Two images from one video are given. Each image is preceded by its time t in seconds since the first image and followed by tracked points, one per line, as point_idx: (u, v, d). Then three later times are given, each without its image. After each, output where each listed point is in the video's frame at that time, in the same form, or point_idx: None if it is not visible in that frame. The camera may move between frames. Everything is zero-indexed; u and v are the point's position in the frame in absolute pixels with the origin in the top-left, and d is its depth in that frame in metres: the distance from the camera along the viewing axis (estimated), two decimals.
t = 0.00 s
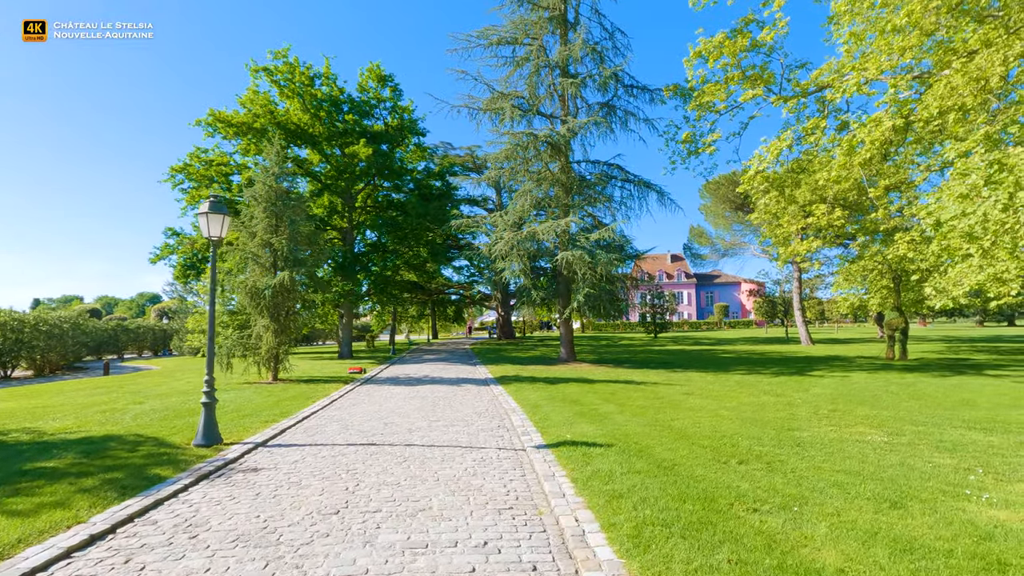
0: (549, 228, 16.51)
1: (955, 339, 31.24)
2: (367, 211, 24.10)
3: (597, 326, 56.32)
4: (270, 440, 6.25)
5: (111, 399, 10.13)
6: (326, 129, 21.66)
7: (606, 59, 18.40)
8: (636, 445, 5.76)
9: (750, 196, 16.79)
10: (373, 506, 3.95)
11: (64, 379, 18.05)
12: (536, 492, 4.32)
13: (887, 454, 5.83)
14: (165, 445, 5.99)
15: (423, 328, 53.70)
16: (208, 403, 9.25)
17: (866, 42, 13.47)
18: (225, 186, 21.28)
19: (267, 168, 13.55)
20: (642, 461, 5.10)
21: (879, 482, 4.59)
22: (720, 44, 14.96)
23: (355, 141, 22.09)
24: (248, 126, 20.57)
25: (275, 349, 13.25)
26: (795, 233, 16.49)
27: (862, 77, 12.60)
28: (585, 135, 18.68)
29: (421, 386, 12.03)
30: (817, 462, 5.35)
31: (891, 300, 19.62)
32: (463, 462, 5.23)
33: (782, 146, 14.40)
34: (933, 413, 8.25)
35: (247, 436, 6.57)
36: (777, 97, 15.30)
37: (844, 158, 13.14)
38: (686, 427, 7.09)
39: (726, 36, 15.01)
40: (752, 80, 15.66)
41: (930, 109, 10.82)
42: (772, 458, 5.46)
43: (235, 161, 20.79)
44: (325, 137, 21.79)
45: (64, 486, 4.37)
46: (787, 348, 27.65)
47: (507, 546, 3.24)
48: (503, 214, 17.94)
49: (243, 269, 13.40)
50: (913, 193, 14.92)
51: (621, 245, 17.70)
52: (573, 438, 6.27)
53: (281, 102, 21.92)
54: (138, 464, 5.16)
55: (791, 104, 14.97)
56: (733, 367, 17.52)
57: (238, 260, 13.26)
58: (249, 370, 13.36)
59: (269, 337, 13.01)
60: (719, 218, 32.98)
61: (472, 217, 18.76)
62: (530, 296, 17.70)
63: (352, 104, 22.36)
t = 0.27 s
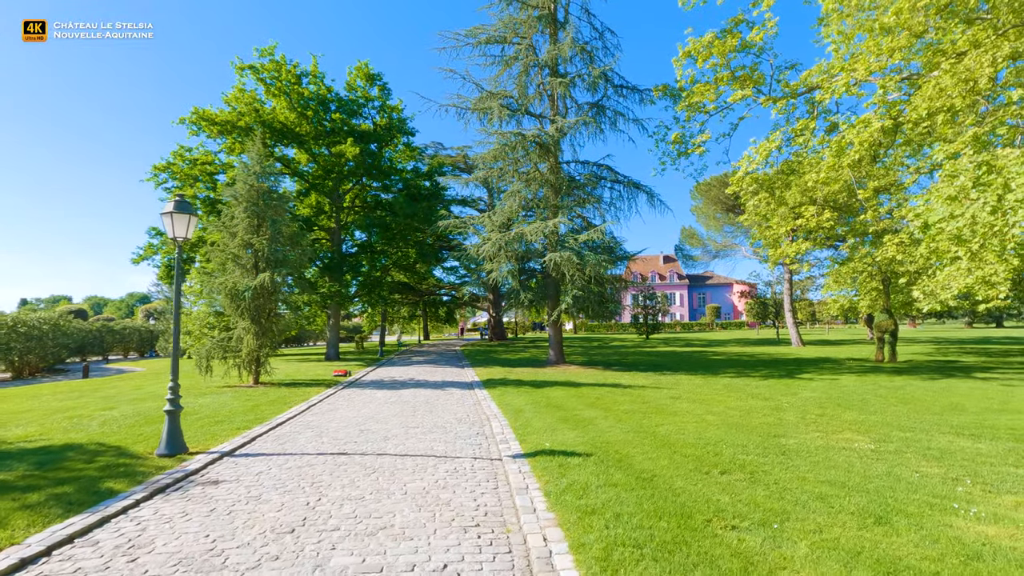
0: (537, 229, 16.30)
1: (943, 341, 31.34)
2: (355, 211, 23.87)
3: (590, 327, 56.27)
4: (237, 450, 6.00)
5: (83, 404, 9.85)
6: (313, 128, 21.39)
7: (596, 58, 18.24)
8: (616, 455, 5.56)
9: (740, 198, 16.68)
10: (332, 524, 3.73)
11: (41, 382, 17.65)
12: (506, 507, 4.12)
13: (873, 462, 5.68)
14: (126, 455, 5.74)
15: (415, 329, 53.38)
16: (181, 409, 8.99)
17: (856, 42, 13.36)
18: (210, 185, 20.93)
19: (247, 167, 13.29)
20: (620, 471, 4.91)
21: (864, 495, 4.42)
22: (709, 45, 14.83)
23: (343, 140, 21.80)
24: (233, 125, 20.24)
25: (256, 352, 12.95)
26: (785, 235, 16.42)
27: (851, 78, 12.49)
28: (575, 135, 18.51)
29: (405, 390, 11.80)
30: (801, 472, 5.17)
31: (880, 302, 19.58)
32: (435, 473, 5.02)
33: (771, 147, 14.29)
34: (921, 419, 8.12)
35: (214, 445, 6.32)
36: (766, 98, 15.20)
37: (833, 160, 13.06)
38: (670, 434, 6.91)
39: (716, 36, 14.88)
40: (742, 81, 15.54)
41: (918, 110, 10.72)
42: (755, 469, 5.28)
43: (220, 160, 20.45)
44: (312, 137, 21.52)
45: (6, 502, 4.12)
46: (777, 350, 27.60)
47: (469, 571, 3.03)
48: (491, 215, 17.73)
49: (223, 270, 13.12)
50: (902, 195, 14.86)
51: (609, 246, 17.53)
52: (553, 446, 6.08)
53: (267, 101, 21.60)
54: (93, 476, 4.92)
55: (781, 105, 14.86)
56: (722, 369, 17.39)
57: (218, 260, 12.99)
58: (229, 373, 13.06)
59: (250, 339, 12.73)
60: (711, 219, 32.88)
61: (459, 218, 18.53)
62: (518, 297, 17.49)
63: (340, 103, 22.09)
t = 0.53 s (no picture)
0: (526, 228, 16.10)
1: (934, 341, 31.42)
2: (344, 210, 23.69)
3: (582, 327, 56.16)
4: (204, 453, 5.76)
5: (55, 405, 9.56)
6: (301, 125, 21.12)
7: (587, 56, 18.06)
8: (596, 458, 5.37)
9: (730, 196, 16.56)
10: (287, 534, 3.50)
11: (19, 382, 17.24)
12: (476, 514, 3.91)
13: (861, 465, 5.52)
14: (85, 459, 5.48)
15: (407, 329, 53.05)
16: (154, 411, 8.72)
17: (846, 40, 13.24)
18: (195, 183, 20.59)
19: (229, 164, 13.01)
20: (599, 476, 4.72)
21: (851, 500, 4.24)
22: (700, 42, 14.68)
23: (331, 138, 21.52)
24: (218, 121, 19.92)
25: (237, 352, 12.66)
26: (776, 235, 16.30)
27: (841, 75, 12.37)
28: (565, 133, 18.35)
29: (389, 391, 11.55)
30: (787, 476, 4.99)
31: (871, 302, 19.50)
32: (406, 478, 4.80)
33: (761, 145, 14.17)
34: (910, 420, 7.97)
35: (180, 448, 6.08)
36: (756, 96, 15.09)
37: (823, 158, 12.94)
38: (654, 436, 6.72)
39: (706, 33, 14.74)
40: (732, 79, 15.42)
41: (908, 107, 10.60)
42: (739, 472, 5.10)
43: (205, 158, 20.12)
44: (300, 134, 21.25)
45: None
46: (769, 351, 27.52)
47: None
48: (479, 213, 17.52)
49: (205, 268, 12.84)
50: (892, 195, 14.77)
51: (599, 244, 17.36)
52: (532, 448, 5.88)
53: (254, 98, 21.29)
54: (44, 482, 4.67)
55: (771, 103, 14.74)
56: (712, 370, 17.26)
57: (198, 259, 12.70)
58: (210, 374, 12.77)
59: (231, 339, 12.44)
60: (703, 219, 32.80)
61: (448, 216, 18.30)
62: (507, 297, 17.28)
63: (329, 100, 21.82)
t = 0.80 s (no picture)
0: (514, 228, 15.87)
1: (925, 343, 31.47)
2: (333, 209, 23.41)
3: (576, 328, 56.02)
4: (166, 460, 5.50)
5: (24, 408, 9.27)
6: (289, 123, 20.81)
7: (577, 54, 17.86)
8: (575, 465, 5.14)
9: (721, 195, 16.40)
10: (234, 551, 3.26)
11: None
12: (442, 527, 3.68)
13: (849, 471, 5.34)
14: (39, 467, 5.22)
15: (399, 330, 52.69)
16: (125, 414, 8.43)
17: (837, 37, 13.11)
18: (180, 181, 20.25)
19: (209, 161, 12.73)
20: (576, 485, 4.49)
21: (839, 510, 4.04)
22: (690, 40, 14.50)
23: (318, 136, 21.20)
24: (203, 119, 19.59)
25: (217, 353, 12.35)
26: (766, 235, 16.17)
27: (832, 73, 12.23)
28: (555, 132, 18.15)
29: (373, 393, 11.30)
30: (774, 483, 4.79)
31: (862, 303, 19.40)
32: (374, 487, 4.56)
33: (752, 144, 14.03)
34: (901, 423, 7.80)
35: (143, 454, 5.82)
36: (746, 94, 14.94)
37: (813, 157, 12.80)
38: (638, 441, 6.53)
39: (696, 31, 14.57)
40: (723, 77, 15.27)
41: (899, 105, 10.45)
42: (724, 479, 4.89)
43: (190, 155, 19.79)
44: (287, 132, 20.92)
45: None
46: (761, 352, 27.43)
47: None
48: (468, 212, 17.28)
49: (184, 267, 12.55)
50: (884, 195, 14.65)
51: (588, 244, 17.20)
52: (510, 454, 5.65)
53: (241, 95, 20.97)
54: None
55: (762, 102, 14.60)
56: (703, 371, 17.11)
57: (178, 258, 12.41)
58: (190, 376, 12.45)
59: (210, 340, 12.15)
60: (695, 220, 32.68)
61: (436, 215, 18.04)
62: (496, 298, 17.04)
63: (316, 98, 21.50)
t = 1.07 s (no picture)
0: (502, 227, 15.61)
1: (916, 343, 31.45)
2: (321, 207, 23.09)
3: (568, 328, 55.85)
4: (122, 467, 5.21)
5: None
6: (275, 120, 20.47)
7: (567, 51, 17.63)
8: (552, 473, 4.90)
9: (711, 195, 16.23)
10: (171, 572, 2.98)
11: None
12: (403, 542, 3.42)
13: (839, 478, 5.13)
14: None
15: (390, 330, 52.30)
16: (92, 418, 8.11)
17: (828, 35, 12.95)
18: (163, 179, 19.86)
19: (188, 157, 12.40)
20: (551, 494, 4.24)
21: (826, 521, 3.82)
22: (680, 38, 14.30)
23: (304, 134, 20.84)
24: (186, 115, 19.22)
25: (195, 355, 12.04)
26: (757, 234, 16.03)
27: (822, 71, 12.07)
28: (545, 130, 17.93)
29: (354, 395, 11.02)
30: (759, 492, 4.56)
31: (854, 304, 19.29)
32: (337, 498, 4.29)
33: (742, 142, 13.87)
34: (892, 426, 7.60)
35: (100, 461, 5.51)
36: (737, 92, 14.77)
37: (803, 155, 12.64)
38: (621, 445, 6.30)
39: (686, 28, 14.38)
40: (713, 75, 15.10)
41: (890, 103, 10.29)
42: (707, 487, 4.66)
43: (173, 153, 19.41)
44: (273, 129, 20.55)
45: None
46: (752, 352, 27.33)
47: None
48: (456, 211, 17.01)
49: (161, 266, 12.21)
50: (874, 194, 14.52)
51: (578, 244, 16.99)
52: (486, 460, 5.40)
53: (225, 91, 20.60)
54: None
55: (752, 100, 14.43)
56: (693, 372, 16.93)
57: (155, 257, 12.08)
58: (167, 378, 12.11)
59: (188, 341, 11.83)
60: (687, 220, 32.55)
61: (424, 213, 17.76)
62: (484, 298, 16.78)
63: (304, 94, 21.15)
